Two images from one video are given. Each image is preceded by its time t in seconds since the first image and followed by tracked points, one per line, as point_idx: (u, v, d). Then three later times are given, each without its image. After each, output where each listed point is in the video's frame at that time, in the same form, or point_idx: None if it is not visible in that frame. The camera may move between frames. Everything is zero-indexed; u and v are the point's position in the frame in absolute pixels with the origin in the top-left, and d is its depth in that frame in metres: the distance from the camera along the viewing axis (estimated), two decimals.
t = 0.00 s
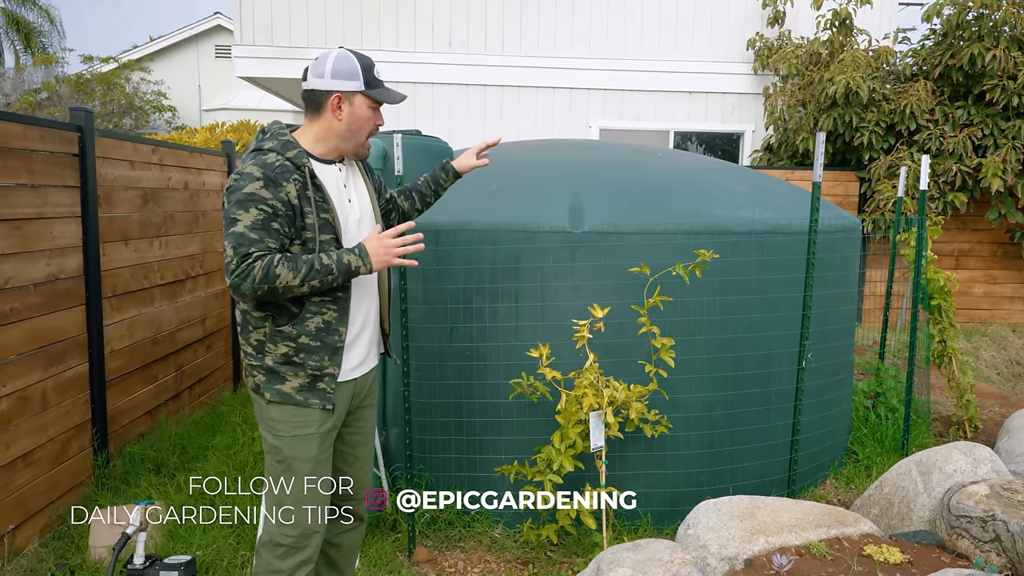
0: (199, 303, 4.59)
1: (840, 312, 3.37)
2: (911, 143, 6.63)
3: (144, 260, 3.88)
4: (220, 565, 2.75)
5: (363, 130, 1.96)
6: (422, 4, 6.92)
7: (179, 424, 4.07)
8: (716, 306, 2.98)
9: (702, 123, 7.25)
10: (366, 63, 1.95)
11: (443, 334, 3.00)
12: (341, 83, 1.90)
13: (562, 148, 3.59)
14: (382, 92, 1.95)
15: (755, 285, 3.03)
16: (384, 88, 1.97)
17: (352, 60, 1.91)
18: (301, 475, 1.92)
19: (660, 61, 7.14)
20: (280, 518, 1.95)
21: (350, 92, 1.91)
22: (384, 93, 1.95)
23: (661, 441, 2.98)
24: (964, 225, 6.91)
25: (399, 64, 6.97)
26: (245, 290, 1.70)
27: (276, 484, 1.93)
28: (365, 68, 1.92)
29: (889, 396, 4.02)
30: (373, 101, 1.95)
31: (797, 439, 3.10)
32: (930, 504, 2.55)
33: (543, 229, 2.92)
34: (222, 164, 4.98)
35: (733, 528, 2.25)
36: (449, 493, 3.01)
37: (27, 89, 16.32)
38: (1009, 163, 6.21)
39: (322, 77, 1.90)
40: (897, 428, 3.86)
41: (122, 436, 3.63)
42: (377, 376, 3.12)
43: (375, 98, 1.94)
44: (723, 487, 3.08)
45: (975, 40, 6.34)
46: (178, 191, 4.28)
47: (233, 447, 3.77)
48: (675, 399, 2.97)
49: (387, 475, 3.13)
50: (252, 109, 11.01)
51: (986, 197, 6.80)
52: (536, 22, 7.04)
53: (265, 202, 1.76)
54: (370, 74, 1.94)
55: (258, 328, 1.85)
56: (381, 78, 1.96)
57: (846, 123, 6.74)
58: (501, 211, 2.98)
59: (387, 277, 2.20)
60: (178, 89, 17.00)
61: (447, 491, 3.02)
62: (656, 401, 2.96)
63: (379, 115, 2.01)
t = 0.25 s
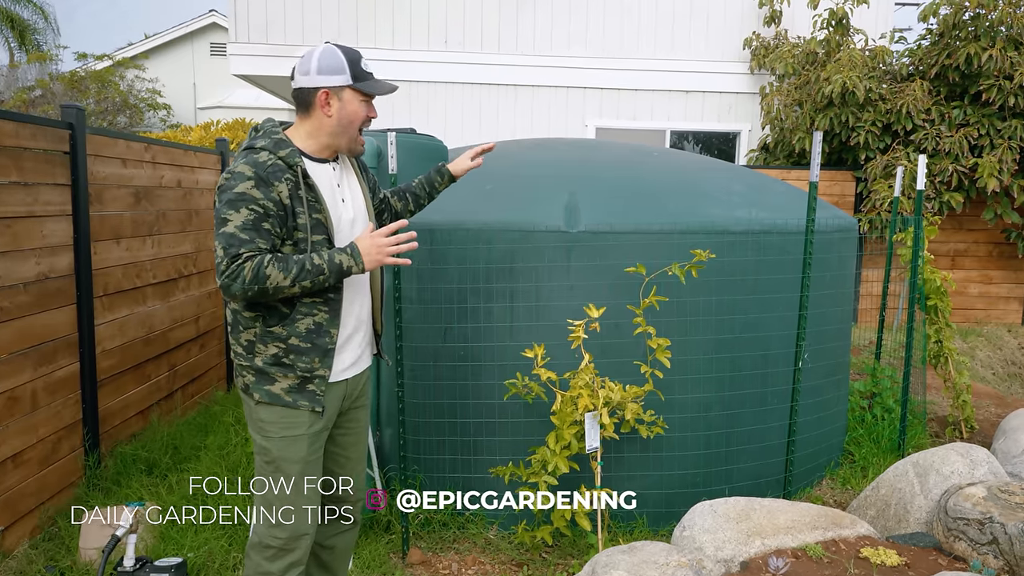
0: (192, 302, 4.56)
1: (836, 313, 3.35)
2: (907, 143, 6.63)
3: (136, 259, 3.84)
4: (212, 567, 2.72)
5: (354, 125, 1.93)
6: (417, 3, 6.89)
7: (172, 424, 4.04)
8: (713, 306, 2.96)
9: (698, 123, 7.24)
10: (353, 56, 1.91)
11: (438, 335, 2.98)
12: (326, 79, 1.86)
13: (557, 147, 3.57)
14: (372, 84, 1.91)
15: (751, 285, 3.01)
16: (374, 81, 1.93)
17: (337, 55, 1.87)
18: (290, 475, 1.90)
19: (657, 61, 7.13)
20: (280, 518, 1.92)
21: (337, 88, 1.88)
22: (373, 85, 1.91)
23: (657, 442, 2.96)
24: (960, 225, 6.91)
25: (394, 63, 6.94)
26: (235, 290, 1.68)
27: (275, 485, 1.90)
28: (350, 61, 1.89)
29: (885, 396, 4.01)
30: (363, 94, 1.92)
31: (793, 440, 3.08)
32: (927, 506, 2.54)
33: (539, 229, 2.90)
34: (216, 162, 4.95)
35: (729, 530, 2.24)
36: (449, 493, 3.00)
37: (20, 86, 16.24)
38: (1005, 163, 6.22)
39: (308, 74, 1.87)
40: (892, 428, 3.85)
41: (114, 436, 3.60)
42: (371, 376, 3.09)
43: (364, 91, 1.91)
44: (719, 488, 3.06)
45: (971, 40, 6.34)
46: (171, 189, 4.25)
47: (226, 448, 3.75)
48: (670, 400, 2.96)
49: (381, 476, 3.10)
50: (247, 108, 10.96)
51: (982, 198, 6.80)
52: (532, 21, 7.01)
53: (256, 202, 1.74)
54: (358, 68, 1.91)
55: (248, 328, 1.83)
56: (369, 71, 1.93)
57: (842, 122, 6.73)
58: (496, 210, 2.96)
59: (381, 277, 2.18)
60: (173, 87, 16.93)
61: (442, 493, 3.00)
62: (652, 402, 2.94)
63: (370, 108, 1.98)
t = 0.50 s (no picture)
0: (186, 302, 4.53)
1: (833, 313, 3.34)
2: (904, 143, 6.62)
3: (129, 259, 3.81)
4: (204, 571, 2.69)
5: (307, 124, 1.83)
6: (414, 2, 6.87)
7: (165, 425, 4.01)
8: (709, 306, 2.94)
9: (696, 123, 7.23)
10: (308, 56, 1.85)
11: (432, 336, 2.96)
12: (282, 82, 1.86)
13: (553, 146, 3.55)
14: (310, 81, 1.80)
15: (748, 285, 3.00)
16: (319, 77, 1.81)
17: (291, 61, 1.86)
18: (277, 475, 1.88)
19: (654, 60, 7.11)
20: (280, 518, 1.90)
21: (290, 89, 1.85)
22: (313, 82, 1.80)
23: (653, 444, 2.94)
24: (957, 225, 6.91)
25: (391, 62, 6.91)
26: (222, 304, 1.68)
27: (275, 484, 1.88)
28: (297, 60, 1.84)
29: (882, 397, 4.00)
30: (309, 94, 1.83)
31: (790, 442, 3.06)
32: (924, 509, 2.52)
33: (534, 229, 2.88)
34: (210, 161, 4.92)
35: (725, 534, 2.22)
36: (450, 492, 2.99)
37: (15, 85, 16.17)
38: (1002, 163, 6.21)
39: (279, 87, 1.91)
40: (890, 429, 3.83)
41: (106, 438, 3.57)
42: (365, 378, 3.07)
43: (305, 90, 1.81)
44: (715, 490, 3.05)
45: (969, 40, 6.35)
46: (165, 189, 4.22)
47: (219, 449, 3.72)
48: (666, 401, 2.94)
49: (375, 477, 3.09)
50: (244, 107, 10.92)
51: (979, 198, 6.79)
52: (529, 20, 6.99)
53: (248, 214, 1.72)
54: (305, 66, 1.83)
55: (238, 334, 1.82)
56: (315, 67, 1.81)
57: (839, 122, 6.72)
58: (492, 211, 2.94)
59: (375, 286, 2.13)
60: (169, 85, 16.87)
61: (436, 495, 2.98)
62: (648, 404, 2.93)
63: (333, 106, 1.84)
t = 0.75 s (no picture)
0: (182, 302, 4.51)
1: (832, 314, 3.33)
2: (902, 143, 6.61)
3: (124, 258, 3.80)
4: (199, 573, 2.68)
5: (294, 125, 1.83)
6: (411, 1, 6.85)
7: (161, 426, 3.99)
8: (708, 307, 2.93)
9: (694, 122, 7.22)
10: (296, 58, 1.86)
11: (429, 336, 2.94)
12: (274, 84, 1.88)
13: (551, 146, 3.54)
14: (299, 81, 1.80)
15: (746, 286, 2.98)
16: (308, 78, 1.81)
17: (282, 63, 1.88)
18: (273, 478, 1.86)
19: (652, 60, 7.10)
20: (280, 518, 1.89)
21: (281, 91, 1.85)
22: (301, 82, 1.80)
23: (651, 445, 2.93)
24: (955, 225, 6.90)
25: (388, 61, 6.90)
26: (211, 308, 1.66)
27: (275, 485, 1.87)
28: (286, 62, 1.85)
29: (880, 398, 3.99)
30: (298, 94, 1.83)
31: (788, 443, 3.05)
32: (923, 511, 2.51)
33: (532, 229, 2.86)
34: (207, 160, 4.90)
35: (723, 536, 2.21)
36: (450, 492, 2.97)
37: (12, 84, 16.13)
38: (1000, 163, 6.20)
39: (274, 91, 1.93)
40: (888, 430, 3.82)
41: (102, 439, 3.55)
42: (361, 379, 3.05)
43: (294, 90, 1.81)
44: (713, 492, 3.04)
45: (967, 40, 6.35)
46: (161, 188, 4.20)
47: (215, 450, 3.70)
48: (664, 402, 2.93)
49: (372, 479, 3.07)
50: (241, 106, 10.90)
51: (977, 198, 6.79)
52: (527, 20, 6.98)
53: (238, 219, 1.70)
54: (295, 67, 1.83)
55: (235, 335, 1.81)
56: (304, 67, 1.81)
57: (838, 122, 6.71)
58: (489, 211, 2.92)
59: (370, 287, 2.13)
60: (166, 85, 16.82)
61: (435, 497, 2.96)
62: (646, 405, 2.91)
63: (320, 107, 1.84)
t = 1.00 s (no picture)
0: (182, 303, 4.50)
1: (833, 316, 3.31)
2: (904, 144, 6.60)
3: (123, 259, 3.78)
4: None
5: (300, 117, 1.83)
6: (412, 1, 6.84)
7: (159, 427, 3.98)
8: (708, 310, 2.92)
9: (695, 123, 7.21)
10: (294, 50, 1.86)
11: (428, 339, 2.93)
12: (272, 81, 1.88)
13: (551, 147, 3.53)
14: (299, 72, 1.81)
15: (747, 289, 2.97)
16: (307, 68, 1.82)
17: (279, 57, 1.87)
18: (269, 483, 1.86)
19: (653, 60, 7.09)
20: (280, 518, 1.90)
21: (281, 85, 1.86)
22: (301, 72, 1.81)
23: (651, 448, 2.92)
24: (957, 227, 6.89)
25: (388, 62, 6.89)
26: (204, 300, 1.64)
27: (275, 485, 1.87)
28: (284, 56, 1.85)
29: (881, 400, 3.98)
30: (298, 86, 1.83)
31: (789, 446, 3.04)
32: (924, 515, 2.49)
33: (531, 231, 2.85)
34: (206, 160, 4.89)
35: (723, 540, 2.20)
36: (450, 493, 2.97)
37: (12, 83, 16.12)
38: (1001, 165, 6.19)
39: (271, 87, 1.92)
40: (889, 433, 3.81)
41: (100, 440, 3.54)
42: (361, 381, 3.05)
43: (294, 82, 1.82)
44: (714, 495, 3.03)
45: (968, 41, 6.33)
46: (160, 189, 4.19)
47: (214, 452, 3.69)
48: (664, 405, 2.91)
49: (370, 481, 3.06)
50: (242, 106, 10.89)
51: (978, 199, 6.77)
52: (527, 20, 6.97)
53: (235, 210, 1.69)
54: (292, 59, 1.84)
55: (230, 334, 1.80)
56: (302, 58, 1.82)
57: (839, 123, 6.69)
58: (489, 212, 2.91)
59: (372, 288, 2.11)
60: (166, 85, 16.82)
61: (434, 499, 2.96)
62: (646, 408, 2.90)
63: (323, 97, 1.85)
